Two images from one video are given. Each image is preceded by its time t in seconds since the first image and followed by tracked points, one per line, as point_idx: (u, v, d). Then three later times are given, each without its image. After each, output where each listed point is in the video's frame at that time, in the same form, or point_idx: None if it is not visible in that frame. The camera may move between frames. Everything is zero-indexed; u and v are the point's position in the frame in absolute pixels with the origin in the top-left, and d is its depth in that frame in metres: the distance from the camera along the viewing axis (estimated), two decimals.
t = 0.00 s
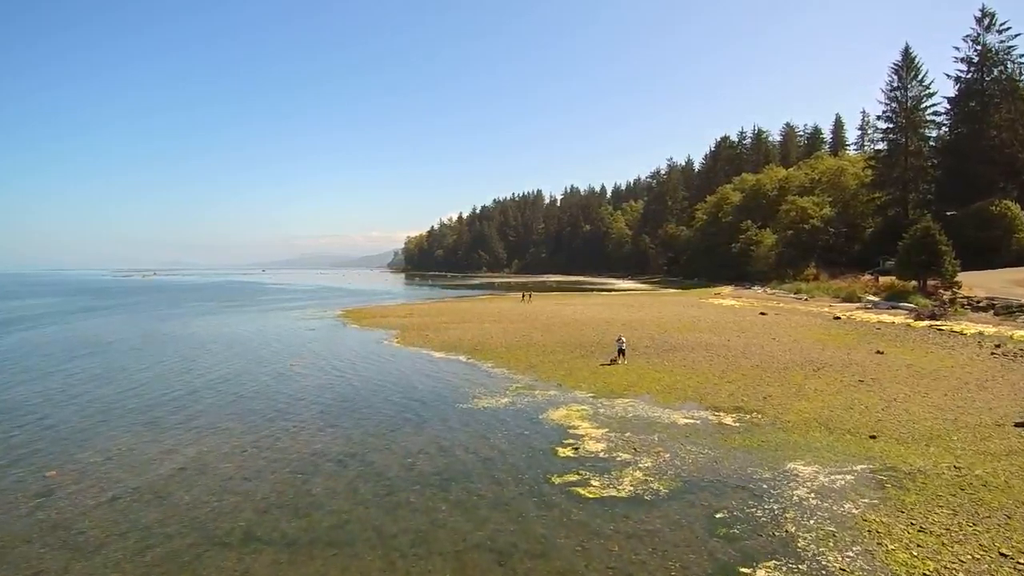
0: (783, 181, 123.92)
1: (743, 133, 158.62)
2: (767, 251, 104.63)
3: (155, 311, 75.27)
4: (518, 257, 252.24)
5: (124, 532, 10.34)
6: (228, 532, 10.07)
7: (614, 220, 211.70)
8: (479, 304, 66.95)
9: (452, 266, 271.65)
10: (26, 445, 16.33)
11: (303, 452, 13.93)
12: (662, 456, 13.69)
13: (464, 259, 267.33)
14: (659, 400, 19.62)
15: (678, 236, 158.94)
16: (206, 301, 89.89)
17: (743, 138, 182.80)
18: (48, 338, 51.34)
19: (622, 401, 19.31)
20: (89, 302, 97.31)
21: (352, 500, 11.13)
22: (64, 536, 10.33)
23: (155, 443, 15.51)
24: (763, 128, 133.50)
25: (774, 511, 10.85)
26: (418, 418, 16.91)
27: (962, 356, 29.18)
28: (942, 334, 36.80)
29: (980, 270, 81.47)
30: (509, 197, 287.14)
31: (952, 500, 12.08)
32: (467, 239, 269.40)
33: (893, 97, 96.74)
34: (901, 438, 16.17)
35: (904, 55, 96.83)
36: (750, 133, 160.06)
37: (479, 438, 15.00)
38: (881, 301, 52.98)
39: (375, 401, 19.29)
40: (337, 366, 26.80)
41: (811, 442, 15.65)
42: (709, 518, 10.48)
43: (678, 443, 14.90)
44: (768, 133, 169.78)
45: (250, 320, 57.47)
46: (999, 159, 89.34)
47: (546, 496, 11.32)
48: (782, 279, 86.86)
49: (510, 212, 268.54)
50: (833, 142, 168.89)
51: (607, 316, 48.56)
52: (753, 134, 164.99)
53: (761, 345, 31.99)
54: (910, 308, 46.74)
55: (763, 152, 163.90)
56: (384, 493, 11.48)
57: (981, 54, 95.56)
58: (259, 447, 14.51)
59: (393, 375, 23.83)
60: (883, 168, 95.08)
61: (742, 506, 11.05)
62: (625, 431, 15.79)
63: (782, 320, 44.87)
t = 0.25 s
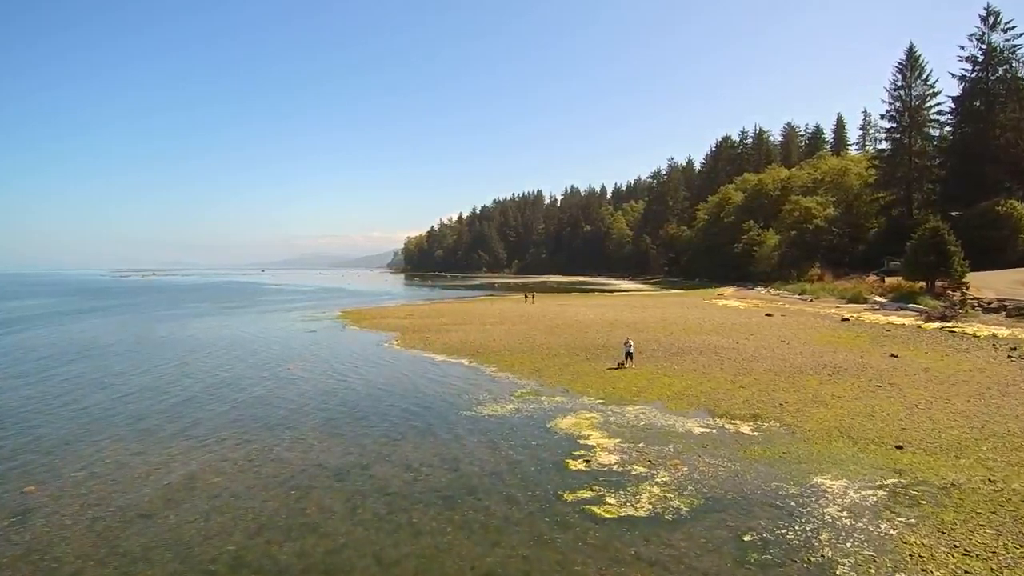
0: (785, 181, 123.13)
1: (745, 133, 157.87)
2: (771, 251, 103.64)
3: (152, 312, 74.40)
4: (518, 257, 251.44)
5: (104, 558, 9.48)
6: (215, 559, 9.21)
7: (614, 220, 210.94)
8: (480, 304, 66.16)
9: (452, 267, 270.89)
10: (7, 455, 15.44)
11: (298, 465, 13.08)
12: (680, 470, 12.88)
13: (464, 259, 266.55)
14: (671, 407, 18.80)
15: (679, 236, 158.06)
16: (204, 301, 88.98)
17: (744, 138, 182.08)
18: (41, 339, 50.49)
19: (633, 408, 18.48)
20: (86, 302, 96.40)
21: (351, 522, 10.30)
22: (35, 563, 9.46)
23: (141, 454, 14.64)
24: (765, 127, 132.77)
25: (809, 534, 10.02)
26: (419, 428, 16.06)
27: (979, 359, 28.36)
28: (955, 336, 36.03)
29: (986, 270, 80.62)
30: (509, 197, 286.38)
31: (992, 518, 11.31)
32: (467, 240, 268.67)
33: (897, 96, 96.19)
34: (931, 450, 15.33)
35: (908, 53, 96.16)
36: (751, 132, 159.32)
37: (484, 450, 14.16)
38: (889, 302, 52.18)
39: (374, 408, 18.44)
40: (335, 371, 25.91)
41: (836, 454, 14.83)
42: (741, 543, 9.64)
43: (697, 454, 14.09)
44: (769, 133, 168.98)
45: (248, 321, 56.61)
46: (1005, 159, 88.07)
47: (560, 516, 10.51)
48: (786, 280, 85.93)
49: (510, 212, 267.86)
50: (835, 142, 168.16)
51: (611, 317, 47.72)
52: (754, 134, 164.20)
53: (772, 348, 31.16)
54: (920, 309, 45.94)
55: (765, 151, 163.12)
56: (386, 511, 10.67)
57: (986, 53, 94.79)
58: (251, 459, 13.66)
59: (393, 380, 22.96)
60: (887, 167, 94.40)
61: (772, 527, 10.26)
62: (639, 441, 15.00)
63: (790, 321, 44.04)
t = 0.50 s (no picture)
0: (788, 180, 122.35)
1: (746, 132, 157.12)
2: (774, 251, 102.62)
3: (149, 313, 73.57)
4: (518, 257, 250.64)
5: None
6: None
7: (614, 220, 210.21)
8: (481, 305, 65.44)
9: (452, 267, 270.17)
10: None
11: (292, 479, 12.28)
12: (700, 484, 12.11)
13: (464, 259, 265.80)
14: (684, 414, 18.01)
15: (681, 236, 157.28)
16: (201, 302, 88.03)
17: (745, 138, 181.38)
18: (35, 341, 49.70)
19: (645, 414, 17.69)
20: (82, 303, 95.47)
21: (351, 544, 9.51)
22: None
23: (126, 466, 13.80)
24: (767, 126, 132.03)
25: (847, 559, 9.26)
26: (421, 437, 15.26)
27: (996, 362, 27.58)
28: (967, 337, 35.28)
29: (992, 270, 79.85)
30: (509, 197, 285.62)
31: None
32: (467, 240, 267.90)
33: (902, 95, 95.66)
34: (962, 459, 14.55)
35: (912, 52, 95.44)
36: (753, 131, 158.45)
37: (490, 461, 13.36)
38: (896, 303, 51.40)
39: (373, 415, 17.62)
40: (333, 374, 25.04)
41: (862, 465, 14.06)
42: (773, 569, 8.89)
43: (716, 466, 13.32)
44: (771, 132, 168.25)
45: (245, 322, 55.73)
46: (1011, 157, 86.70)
47: (576, 537, 9.72)
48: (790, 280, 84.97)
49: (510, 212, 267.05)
50: (836, 142, 167.51)
51: (615, 318, 46.93)
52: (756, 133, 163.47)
53: (783, 350, 30.36)
54: (929, 310, 45.17)
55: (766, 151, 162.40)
56: (388, 532, 9.88)
57: (991, 51, 93.97)
58: (242, 472, 12.85)
59: (393, 385, 22.13)
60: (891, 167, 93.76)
61: (807, 551, 9.54)
62: (654, 451, 14.23)
63: (797, 322, 43.27)
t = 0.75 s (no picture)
0: (790, 180, 121.58)
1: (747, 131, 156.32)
2: (777, 251, 101.67)
3: (146, 314, 72.68)
4: (518, 257, 249.70)
5: None
6: None
7: (615, 220, 209.45)
8: (482, 305, 64.69)
9: (452, 267, 269.30)
10: None
11: (285, 493, 11.43)
12: (724, 499, 11.28)
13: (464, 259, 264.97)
14: (699, 421, 17.13)
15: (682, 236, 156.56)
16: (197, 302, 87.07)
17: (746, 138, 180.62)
18: (29, 342, 48.88)
19: (658, 421, 16.84)
20: (78, 303, 94.45)
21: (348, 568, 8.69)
22: None
23: (108, 478, 12.93)
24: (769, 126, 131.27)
25: None
26: (424, 445, 14.40)
27: (1015, 364, 26.74)
28: (980, 339, 34.50)
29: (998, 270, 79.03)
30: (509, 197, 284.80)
31: None
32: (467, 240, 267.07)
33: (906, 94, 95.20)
34: (998, 471, 13.68)
35: (916, 50, 94.72)
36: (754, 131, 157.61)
37: (498, 472, 12.51)
38: (905, 303, 50.60)
39: (372, 421, 16.75)
40: (330, 377, 24.09)
41: (893, 477, 13.21)
42: None
43: (738, 478, 12.50)
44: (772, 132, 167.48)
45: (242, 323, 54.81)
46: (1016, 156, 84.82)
47: (593, 561, 8.89)
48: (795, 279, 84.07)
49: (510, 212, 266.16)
50: (838, 141, 166.75)
51: (619, 319, 46.09)
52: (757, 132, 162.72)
53: (794, 352, 29.52)
54: (940, 311, 44.35)
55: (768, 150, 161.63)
56: (389, 555, 9.05)
57: (996, 48, 93.04)
58: (232, 485, 11.98)
59: (393, 388, 21.24)
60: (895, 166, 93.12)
61: None
62: (670, 462, 13.41)
63: (805, 323, 42.45)
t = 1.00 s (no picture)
0: (793, 179, 120.78)
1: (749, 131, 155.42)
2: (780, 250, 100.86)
3: (143, 314, 71.80)
4: (518, 257, 248.84)
5: None
6: None
7: (615, 220, 208.66)
8: (484, 306, 63.87)
9: (452, 266, 268.48)
10: None
11: (277, 511, 10.54)
12: (752, 516, 10.46)
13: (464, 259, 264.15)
14: (716, 429, 16.28)
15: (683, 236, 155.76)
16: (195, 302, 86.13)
17: (747, 137, 179.86)
18: (23, 343, 48.01)
19: (674, 429, 15.97)
20: (74, 303, 93.48)
21: None
22: None
23: (87, 492, 12.04)
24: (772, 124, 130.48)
25: None
26: (426, 456, 13.51)
27: None
28: (995, 340, 33.69)
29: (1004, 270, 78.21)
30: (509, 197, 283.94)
31: None
32: (467, 239, 266.24)
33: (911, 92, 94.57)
34: None
35: (921, 47, 93.93)
36: (756, 130, 156.83)
37: (507, 486, 11.62)
38: (914, 304, 49.79)
39: (372, 429, 15.85)
40: (328, 381, 23.20)
41: (930, 492, 12.34)
42: None
43: (765, 493, 11.66)
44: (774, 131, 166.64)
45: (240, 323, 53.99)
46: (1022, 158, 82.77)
47: None
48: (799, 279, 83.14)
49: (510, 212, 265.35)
50: (840, 140, 165.95)
51: (623, 320, 45.26)
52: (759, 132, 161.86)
53: (806, 355, 28.67)
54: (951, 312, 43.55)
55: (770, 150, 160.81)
56: None
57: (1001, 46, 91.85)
58: (219, 501, 11.09)
59: (393, 393, 20.33)
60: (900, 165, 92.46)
61: None
62: (690, 473, 12.59)
63: (814, 324, 41.64)
